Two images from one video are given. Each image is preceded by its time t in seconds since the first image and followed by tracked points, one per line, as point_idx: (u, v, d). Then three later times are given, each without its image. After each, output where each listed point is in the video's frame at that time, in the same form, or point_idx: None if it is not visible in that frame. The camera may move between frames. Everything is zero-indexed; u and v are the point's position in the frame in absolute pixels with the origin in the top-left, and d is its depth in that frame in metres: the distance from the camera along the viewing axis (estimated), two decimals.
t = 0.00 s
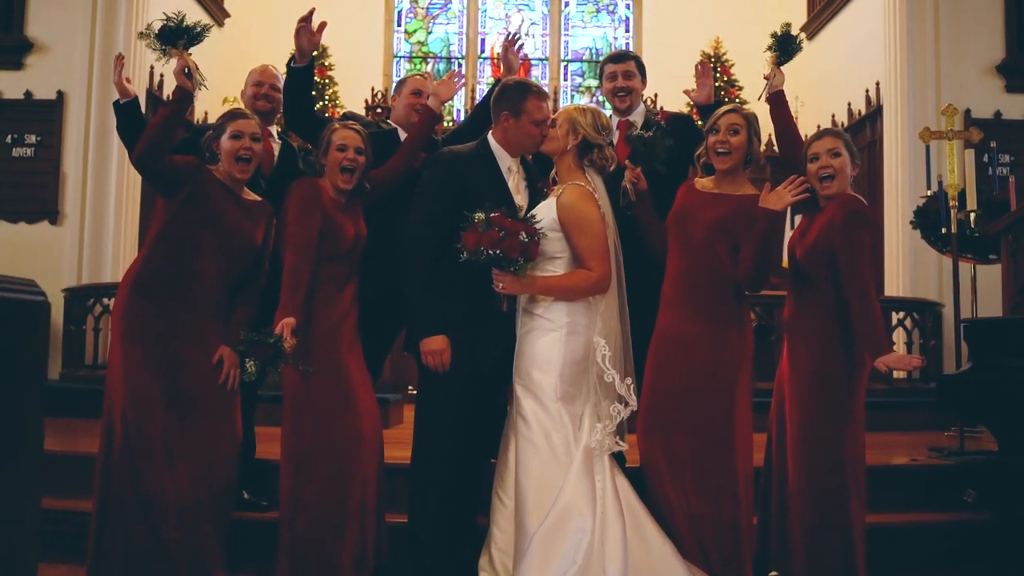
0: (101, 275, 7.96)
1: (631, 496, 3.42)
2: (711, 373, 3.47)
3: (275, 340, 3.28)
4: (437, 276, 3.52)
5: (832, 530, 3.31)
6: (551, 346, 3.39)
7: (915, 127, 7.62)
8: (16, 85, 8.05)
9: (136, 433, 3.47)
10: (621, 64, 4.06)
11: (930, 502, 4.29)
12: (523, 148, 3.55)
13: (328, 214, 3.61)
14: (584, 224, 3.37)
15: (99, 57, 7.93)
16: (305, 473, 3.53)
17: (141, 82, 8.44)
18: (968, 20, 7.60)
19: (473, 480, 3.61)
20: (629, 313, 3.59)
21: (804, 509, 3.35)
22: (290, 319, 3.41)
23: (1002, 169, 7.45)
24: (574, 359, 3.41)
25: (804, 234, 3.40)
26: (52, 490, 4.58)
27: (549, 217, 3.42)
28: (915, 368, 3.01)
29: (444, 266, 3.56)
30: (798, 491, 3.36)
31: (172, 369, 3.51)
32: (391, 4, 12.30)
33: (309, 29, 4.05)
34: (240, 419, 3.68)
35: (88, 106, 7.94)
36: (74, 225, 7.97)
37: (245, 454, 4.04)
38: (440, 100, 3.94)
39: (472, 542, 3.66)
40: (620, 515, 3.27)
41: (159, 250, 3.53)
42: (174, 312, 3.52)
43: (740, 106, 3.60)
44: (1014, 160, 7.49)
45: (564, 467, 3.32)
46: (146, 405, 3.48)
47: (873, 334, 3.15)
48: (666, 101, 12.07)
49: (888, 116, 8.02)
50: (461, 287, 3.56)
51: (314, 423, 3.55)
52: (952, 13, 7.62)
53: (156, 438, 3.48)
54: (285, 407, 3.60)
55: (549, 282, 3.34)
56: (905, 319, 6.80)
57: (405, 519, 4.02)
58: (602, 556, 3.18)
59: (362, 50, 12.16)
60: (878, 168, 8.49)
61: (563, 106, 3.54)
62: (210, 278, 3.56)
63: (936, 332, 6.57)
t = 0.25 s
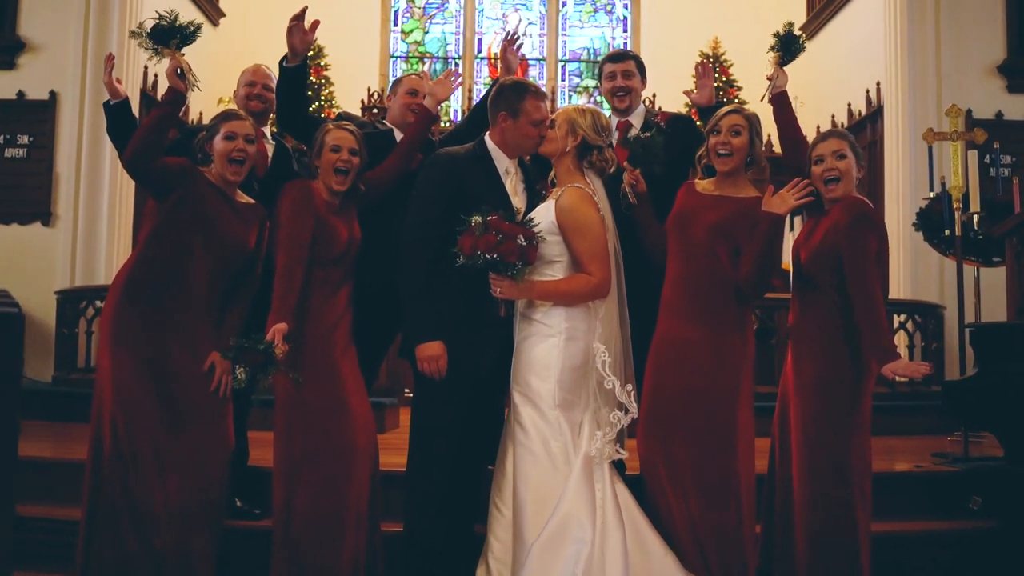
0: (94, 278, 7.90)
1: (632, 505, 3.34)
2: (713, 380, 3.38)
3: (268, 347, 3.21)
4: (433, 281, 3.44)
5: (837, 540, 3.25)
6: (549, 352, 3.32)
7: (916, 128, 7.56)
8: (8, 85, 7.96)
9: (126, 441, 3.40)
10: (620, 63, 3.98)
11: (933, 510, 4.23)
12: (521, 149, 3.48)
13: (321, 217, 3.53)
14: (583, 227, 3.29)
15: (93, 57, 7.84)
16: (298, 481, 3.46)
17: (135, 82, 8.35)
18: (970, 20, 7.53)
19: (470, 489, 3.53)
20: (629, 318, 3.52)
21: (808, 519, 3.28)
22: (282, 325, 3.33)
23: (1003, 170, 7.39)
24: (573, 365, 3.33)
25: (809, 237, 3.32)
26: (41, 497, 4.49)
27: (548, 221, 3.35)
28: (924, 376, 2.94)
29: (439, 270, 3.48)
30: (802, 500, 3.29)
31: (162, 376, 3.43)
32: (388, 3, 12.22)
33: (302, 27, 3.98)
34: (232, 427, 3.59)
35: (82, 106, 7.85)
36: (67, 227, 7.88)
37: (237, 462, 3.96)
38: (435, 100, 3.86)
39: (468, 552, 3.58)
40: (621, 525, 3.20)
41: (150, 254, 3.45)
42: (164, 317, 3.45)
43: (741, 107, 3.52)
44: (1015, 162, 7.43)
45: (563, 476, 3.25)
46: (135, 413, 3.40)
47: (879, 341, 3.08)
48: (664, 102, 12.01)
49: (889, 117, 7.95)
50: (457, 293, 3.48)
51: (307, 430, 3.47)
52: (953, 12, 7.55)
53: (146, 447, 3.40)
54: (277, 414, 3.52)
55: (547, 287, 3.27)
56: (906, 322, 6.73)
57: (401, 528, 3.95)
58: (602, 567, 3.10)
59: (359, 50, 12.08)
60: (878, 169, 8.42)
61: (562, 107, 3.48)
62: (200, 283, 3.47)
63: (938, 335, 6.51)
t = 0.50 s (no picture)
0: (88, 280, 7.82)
1: (633, 516, 3.27)
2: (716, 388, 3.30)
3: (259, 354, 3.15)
4: (430, 286, 3.36)
5: (842, 551, 3.17)
6: (549, 359, 3.25)
7: (917, 129, 7.49)
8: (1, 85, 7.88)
9: (116, 451, 3.32)
10: (620, 64, 3.91)
11: (939, 518, 4.15)
12: (519, 151, 3.40)
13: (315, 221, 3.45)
14: (584, 231, 3.22)
15: (87, 57, 7.76)
16: (292, 491, 3.38)
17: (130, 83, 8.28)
18: (972, 20, 7.46)
19: (468, 498, 3.45)
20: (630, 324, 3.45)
21: (813, 530, 3.20)
22: (274, 332, 3.26)
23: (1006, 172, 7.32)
24: (573, 372, 3.26)
25: (815, 242, 3.25)
26: (32, 505, 4.42)
27: (548, 225, 3.28)
28: (934, 384, 2.85)
29: (436, 275, 3.41)
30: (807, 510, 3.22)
31: (152, 384, 3.35)
32: (385, 3, 12.14)
33: (296, 27, 3.92)
34: (224, 436, 3.52)
35: (76, 107, 7.77)
36: (60, 229, 7.79)
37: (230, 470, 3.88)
38: (432, 100, 3.78)
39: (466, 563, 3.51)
40: (622, 536, 3.12)
41: (141, 259, 3.37)
42: (155, 324, 3.37)
43: (744, 108, 3.45)
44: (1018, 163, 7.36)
45: (563, 485, 3.18)
46: (124, 422, 3.33)
47: (887, 348, 3.01)
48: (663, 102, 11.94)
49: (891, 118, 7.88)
50: (454, 298, 3.40)
51: (301, 439, 3.40)
52: (956, 12, 7.48)
53: (136, 457, 3.33)
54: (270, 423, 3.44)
55: (547, 293, 3.20)
56: (909, 325, 6.66)
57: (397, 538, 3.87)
58: None
59: (356, 50, 12.00)
60: (879, 171, 8.35)
61: (561, 109, 3.40)
62: (193, 289, 3.40)
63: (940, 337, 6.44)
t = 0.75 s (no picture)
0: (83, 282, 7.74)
1: (635, 526, 3.19)
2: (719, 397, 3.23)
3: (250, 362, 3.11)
4: (427, 292, 3.29)
5: (848, 562, 3.10)
6: (549, 367, 3.17)
7: (919, 131, 7.42)
8: None
9: (106, 461, 3.25)
10: (621, 65, 3.85)
11: (945, 526, 4.08)
12: (518, 154, 3.33)
13: (309, 222, 3.38)
14: (584, 236, 3.15)
15: (81, 57, 7.68)
16: (285, 501, 3.31)
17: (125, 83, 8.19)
18: (974, 20, 7.40)
19: (466, 508, 3.38)
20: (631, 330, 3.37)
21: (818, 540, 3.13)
22: (266, 338, 3.19)
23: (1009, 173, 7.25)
24: (573, 380, 3.19)
25: (821, 247, 3.18)
26: (21, 514, 4.34)
27: (547, 229, 3.20)
28: (943, 393, 2.78)
29: (434, 280, 3.33)
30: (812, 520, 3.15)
31: (143, 392, 3.28)
32: (383, 3, 12.07)
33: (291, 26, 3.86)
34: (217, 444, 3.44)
35: (70, 107, 7.69)
36: (54, 231, 7.71)
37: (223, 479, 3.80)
38: (429, 100, 3.71)
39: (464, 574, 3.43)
40: (624, 548, 3.05)
41: (131, 265, 3.30)
42: (145, 330, 3.30)
43: (747, 110, 3.38)
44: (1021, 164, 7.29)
45: (563, 496, 3.10)
46: (114, 431, 3.25)
47: (894, 355, 2.94)
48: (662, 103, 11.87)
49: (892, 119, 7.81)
50: (452, 304, 3.33)
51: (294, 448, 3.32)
52: (958, 12, 7.42)
53: (126, 467, 3.26)
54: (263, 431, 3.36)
55: (546, 299, 3.12)
56: (912, 328, 6.59)
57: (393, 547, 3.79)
58: None
59: (354, 50, 11.93)
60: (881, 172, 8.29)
61: (561, 111, 3.33)
62: (184, 295, 3.32)
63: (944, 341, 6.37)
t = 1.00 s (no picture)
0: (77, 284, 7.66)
1: (638, 537, 3.12)
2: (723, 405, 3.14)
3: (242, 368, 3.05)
4: (426, 297, 3.21)
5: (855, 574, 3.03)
6: (549, 374, 3.10)
7: (921, 131, 7.36)
8: None
9: (95, 470, 3.17)
10: (623, 64, 3.77)
11: (953, 535, 4.00)
12: (517, 156, 3.26)
13: (303, 221, 3.30)
14: (585, 240, 3.08)
15: (75, 57, 7.60)
16: (279, 511, 3.23)
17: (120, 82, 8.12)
18: (977, 20, 7.33)
19: (464, 518, 3.30)
20: (633, 336, 3.30)
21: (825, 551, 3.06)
22: (257, 341, 3.11)
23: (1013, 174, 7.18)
24: (574, 387, 3.11)
25: (828, 251, 3.12)
26: (11, 522, 4.26)
27: (547, 233, 3.13)
28: (954, 401, 2.70)
29: (432, 285, 3.25)
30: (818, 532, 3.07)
31: (132, 399, 3.21)
32: (381, 3, 12.00)
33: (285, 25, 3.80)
34: (209, 453, 3.37)
35: (64, 108, 7.62)
36: (48, 232, 7.63)
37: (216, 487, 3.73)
38: (426, 98, 3.60)
39: None
40: (626, 560, 2.98)
41: (120, 269, 3.23)
42: (136, 335, 3.22)
43: (750, 111, 3.31)
44: None
45: (564, 506, 3.03)
46: (103, 439, 3.18)
47: (902, 361, 2.87)
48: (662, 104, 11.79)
49: (894, 120, 7.75)
50: (450, 308, 3.25)
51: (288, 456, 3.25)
52: (960, 12, 7.35)
53: (115, 476, 3.18)
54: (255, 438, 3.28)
55: (546, 304, 3.05)
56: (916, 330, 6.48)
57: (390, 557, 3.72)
58: None
59: (351, 51, 11.85)
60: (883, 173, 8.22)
61: (561, 111, 3.26)
62: (175, 300, 3.25)
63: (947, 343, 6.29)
